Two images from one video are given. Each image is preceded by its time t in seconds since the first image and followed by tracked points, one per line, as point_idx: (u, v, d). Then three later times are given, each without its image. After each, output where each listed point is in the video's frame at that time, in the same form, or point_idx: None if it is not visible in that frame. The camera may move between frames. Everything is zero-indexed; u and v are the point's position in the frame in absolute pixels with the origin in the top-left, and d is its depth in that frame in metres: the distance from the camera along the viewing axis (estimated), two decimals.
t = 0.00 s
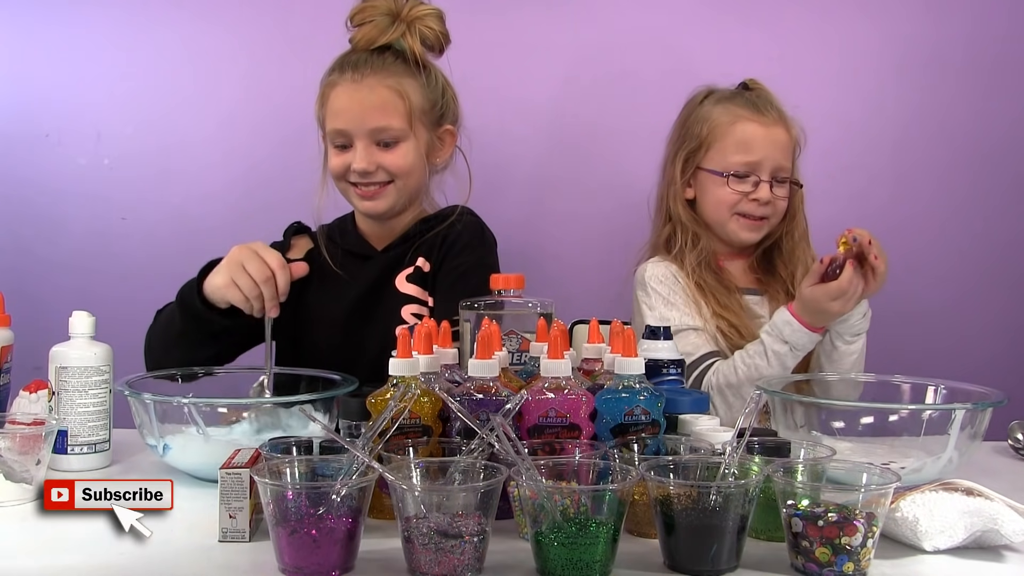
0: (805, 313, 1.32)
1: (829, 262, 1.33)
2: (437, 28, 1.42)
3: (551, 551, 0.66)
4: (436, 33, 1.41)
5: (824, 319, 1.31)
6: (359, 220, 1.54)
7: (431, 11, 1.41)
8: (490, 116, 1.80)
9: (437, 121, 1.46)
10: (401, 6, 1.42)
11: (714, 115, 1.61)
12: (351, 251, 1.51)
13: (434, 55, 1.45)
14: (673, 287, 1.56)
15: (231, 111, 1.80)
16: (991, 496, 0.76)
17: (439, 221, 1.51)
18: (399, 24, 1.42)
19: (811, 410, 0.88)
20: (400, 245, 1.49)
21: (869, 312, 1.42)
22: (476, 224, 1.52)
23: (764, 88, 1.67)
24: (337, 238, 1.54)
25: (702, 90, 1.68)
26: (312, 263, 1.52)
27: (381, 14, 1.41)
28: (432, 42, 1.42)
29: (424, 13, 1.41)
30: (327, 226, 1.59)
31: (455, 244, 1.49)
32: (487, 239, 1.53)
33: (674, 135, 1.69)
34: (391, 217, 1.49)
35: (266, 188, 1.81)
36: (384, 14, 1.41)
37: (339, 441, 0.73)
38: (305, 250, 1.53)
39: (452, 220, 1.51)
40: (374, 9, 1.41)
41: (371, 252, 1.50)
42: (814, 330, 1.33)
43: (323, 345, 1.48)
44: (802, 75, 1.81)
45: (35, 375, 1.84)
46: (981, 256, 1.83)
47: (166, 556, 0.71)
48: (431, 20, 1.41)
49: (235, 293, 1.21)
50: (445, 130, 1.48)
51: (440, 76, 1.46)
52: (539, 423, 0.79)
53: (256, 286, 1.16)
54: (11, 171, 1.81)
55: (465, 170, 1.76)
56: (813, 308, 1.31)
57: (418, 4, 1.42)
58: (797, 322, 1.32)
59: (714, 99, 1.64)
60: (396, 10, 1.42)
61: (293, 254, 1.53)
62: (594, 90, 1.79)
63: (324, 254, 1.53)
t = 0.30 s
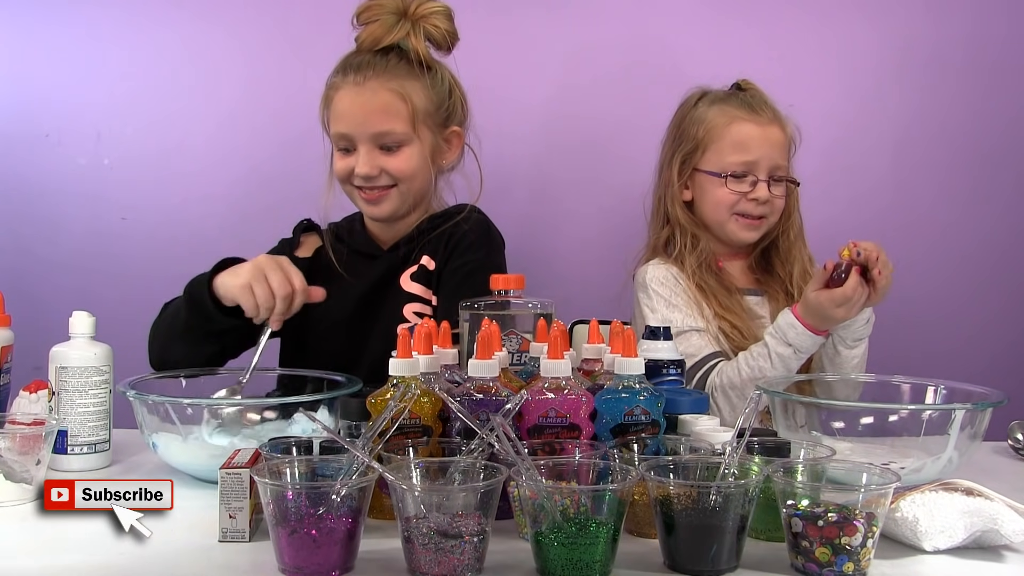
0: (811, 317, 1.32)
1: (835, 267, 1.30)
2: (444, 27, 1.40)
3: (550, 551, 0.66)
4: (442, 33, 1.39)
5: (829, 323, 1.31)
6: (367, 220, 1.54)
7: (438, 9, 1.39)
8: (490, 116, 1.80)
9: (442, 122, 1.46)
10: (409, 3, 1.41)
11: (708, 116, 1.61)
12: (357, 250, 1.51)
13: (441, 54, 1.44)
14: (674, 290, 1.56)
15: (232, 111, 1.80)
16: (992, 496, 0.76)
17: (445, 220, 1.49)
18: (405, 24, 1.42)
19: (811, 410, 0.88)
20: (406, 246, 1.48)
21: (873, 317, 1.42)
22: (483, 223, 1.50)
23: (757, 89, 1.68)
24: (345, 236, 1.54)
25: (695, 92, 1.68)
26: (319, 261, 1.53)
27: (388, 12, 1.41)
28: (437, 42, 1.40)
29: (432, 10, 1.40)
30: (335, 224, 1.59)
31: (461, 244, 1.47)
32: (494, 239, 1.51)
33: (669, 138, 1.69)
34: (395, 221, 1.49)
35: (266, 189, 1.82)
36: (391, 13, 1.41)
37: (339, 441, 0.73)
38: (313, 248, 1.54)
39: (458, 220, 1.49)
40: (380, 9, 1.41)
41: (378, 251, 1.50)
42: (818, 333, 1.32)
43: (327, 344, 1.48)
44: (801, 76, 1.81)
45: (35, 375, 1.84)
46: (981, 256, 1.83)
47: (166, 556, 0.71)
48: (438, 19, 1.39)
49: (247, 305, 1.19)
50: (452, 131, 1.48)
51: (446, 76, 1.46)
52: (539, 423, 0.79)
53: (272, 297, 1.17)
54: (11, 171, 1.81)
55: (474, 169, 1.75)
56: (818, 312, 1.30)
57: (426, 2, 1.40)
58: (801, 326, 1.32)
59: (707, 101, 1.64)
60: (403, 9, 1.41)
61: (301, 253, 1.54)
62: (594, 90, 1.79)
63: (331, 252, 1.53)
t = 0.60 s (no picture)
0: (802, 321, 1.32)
1: (829, 268, 1.31)
2: (446, 28, 1.39)
3: (550, 551, 0.66)
4: (444, 33, 1.38)
5: (822, 328, 1.31)
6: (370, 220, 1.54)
7: (441, 9, 1.38)
8: (489, 116, 1.80)
9: (445, 124, 1.46)
10: (411, 4, 1.40)
11: (708, 117, 1.61)
12: (360, 250, 1.51)
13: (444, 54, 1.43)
14: (673, 290, 1.56)
15: (232, 111, 1.80)
16: (992, 496, 0.76)
17: (445, 220, 1.49)
18: (407, 25, 1.41)
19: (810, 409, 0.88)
20: (410, 246, 1.49)
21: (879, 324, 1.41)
22: (485, 224, 1.50)
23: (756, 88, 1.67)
24: (349, 236, 1.54)
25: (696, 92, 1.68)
26: (322, 261, 1.53)
27: (389, 14, 1.40)
28: (439, 43, 1.40)
29: (435, 11, 1.39)
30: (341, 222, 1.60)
31: (462, 244, 1.47)
32: (496, 239, 1.51)
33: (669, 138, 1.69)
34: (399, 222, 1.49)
35: (266, 189, 1.82)
36: (393, 14, 1.40)
37: (339, 441, 0.73)
38: (316, 248, 1.54)
39: (458, 220, 1.49)
40: (382, 9, 1.40)
41: (380, 252, 1.50)
42: (811, 338, 1.32)
43: (329, 344, 1.49)
44: (801, 76, 1.81)
45: (35, 375, 1.84)
46: (981, 255, 1.83)
47: (166, 556, 0.71)
48: (440, 20, 1.39)
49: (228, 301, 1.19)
50: (455, 133, 1.48)
51: (448, 77, 1.46)
52: (539, 423, 0.79)
53: (246, 285, 1.15)
54: (11, 172, 1.81)
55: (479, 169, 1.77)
56: (812, 315, 1.29)
57: (428, 2, 1.39)
58: (796, 332, 1.32)
59: (708, 101, 1.64)
60: (404, 10, 1.40)
61: (302, 252, 1.53)
62: (594, 90, 1.79)
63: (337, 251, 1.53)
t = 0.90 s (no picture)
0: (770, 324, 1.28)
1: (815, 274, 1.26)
2: (446, 28, 1.39)
3: (551, 551, 0.66)
4: (445, 34, 1.38)
5: (785, 335, 1.27)
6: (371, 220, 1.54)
7: (441, 9, 1.38)
8: (489, 115, 1.80)
9: (445, 124, 1.46)
10: (411, 5, 1.40)
11: (714, 120, 1.61)
12: (362, 250, 1.51)
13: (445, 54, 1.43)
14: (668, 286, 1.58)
15: (232, 111, 1.80)
16: (992, 496, 0.76)
17: (448, 220, 1.49)
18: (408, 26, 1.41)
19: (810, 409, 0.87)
20: (411, 245, 1.49)
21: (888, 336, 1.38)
22: (486, 224, 1.50)
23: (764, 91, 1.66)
24: (351, 235, 1.54)
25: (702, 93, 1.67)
26: (324, 259, 1.53)
27: (390, 15, 1.40)
28: (440, 43, 1.40)
29: (435, 11, 1.38)
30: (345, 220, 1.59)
31: (463, 244, 1.47)
32: (496, 239, 1.51)
33: (675, 140, 1.68)
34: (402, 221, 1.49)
35: (266, 189, 1.81)
36: (393, 15, 1.40)
37: (339, 441, 0.73)
38: (318, 246, 1.54)
39: (459, 222, 1.49)
40: (382, 10, 1.40)
41: (382, 252, 1.50)
42: (770, 343, 1.29)
43: (330, 343, 1.49)
44: (801, 76, 1.81)
45: (35, 375, 1.83)
46: (981, 255, 1.82)
47: (166, 556, 0.71)
48: (440, 20, 1.38)
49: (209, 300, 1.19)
50: (455, 133, 1.48)
51: (449, 77, 1.46)
52: (539, 423, 0.79)
53: (230, 286, 1.15)
54: (11, 171, 1.81)
55: (479, 169, 1.77)
56: (779, 320, 1.25)
57: (428, 3, 1.39)
58: (758, 338, 1.29)
59: (715, 103, 1.63)
60: (405, 10, 1.40)
61: (306, 249, 1.54)
62: (594, 90, 1.79)
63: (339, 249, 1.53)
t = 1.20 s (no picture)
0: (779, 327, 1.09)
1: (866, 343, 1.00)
2: (447, 28, 1.38)
3: (551, 551, 0.66)
4: (445, 34, 1.38)
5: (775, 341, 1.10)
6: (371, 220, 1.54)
7: (442, 9, 1.37)
8: (489, 115, 1.80)
9: (445, 123, 1.46)
10: (411, 6, 1.39)
11: (735, 129, 1.59)
12: (363, 249, 1.51)
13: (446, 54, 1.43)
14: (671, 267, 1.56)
15: (232, 111, 1.80)
16: (992, 496, 0.76)
17: (449, 220, 1.49)
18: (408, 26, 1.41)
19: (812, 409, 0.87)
20: (410, 243, 1.49)
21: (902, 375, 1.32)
22: (485, 223, 1.49)
23: (794, 101, 1.64)
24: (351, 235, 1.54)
25: (728, 94, 1.65)
26: (325, 260, 1.53)
27: (391, 15, 1.40)
28: (441, 44, 1.39)
29: (436, 12, 1.38)
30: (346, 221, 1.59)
31: (462, 243, 1.47)
32: (496, 238, 1.50)
33: (697, 140, 1.67)
34: (402, 220, 1.49)
35: (267, 189, 1.81)
36: (394, 16, 1.40)
37: (339, 441, 0.73)
38: (319, 247, 1.54)
39: (458, 220, 1.49)
40: (383, 11, 1.40)
41: (382, 252, 1.50)
42: (760, 343, 1.13)
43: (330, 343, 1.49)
44: (801, 76, 1.82)
45: (35, 375, 1.83)
46: (981, 255, 1.82)
47: (166, 556, 0.71)
48: (441, 21, 1.38)
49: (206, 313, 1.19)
50: (455, 132, 1.48)
51: (449, 77, 1.46)
52: (539, 423, 0.79)
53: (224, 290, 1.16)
54: (11, 171, 1.81)
55: (479, 169, 1.77)
56: (790, 321, 1.07)
57: (428, 3, 1.39)
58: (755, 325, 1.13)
59: (740, 110, 1.61)
60: (405, 10, 1.40)
61: (307, 250, 1.53)
62: (594, 90, 1.79)
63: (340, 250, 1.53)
